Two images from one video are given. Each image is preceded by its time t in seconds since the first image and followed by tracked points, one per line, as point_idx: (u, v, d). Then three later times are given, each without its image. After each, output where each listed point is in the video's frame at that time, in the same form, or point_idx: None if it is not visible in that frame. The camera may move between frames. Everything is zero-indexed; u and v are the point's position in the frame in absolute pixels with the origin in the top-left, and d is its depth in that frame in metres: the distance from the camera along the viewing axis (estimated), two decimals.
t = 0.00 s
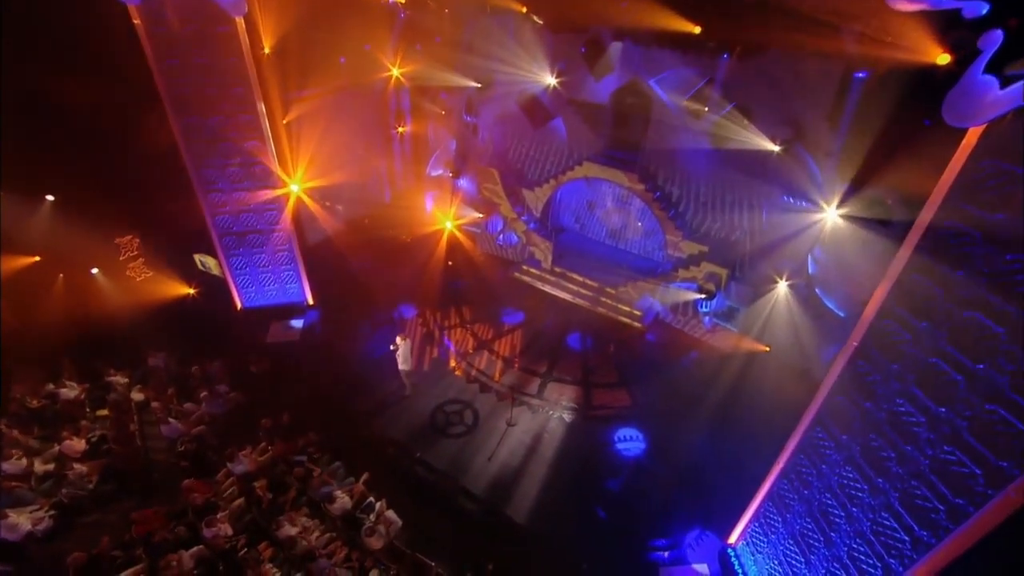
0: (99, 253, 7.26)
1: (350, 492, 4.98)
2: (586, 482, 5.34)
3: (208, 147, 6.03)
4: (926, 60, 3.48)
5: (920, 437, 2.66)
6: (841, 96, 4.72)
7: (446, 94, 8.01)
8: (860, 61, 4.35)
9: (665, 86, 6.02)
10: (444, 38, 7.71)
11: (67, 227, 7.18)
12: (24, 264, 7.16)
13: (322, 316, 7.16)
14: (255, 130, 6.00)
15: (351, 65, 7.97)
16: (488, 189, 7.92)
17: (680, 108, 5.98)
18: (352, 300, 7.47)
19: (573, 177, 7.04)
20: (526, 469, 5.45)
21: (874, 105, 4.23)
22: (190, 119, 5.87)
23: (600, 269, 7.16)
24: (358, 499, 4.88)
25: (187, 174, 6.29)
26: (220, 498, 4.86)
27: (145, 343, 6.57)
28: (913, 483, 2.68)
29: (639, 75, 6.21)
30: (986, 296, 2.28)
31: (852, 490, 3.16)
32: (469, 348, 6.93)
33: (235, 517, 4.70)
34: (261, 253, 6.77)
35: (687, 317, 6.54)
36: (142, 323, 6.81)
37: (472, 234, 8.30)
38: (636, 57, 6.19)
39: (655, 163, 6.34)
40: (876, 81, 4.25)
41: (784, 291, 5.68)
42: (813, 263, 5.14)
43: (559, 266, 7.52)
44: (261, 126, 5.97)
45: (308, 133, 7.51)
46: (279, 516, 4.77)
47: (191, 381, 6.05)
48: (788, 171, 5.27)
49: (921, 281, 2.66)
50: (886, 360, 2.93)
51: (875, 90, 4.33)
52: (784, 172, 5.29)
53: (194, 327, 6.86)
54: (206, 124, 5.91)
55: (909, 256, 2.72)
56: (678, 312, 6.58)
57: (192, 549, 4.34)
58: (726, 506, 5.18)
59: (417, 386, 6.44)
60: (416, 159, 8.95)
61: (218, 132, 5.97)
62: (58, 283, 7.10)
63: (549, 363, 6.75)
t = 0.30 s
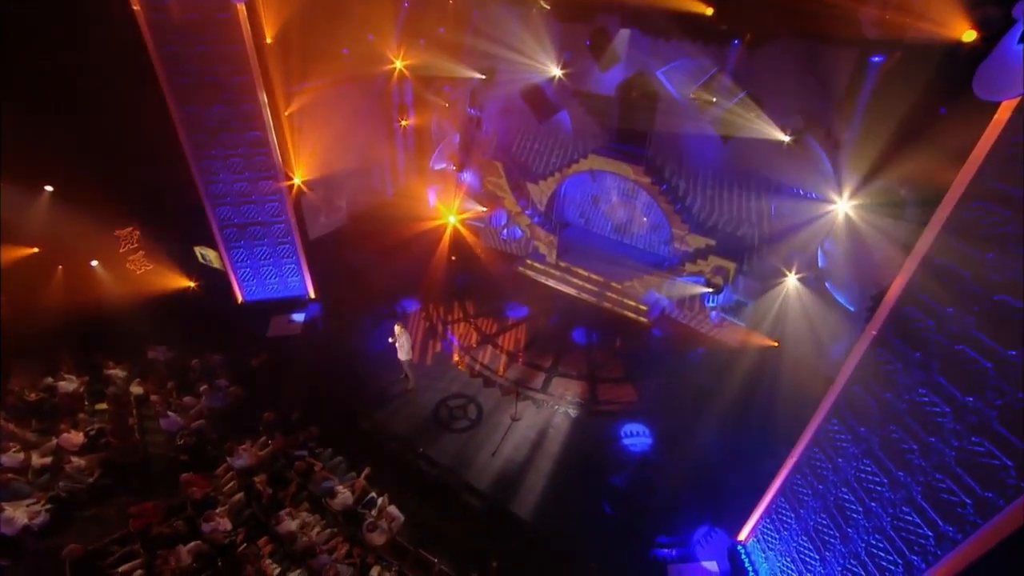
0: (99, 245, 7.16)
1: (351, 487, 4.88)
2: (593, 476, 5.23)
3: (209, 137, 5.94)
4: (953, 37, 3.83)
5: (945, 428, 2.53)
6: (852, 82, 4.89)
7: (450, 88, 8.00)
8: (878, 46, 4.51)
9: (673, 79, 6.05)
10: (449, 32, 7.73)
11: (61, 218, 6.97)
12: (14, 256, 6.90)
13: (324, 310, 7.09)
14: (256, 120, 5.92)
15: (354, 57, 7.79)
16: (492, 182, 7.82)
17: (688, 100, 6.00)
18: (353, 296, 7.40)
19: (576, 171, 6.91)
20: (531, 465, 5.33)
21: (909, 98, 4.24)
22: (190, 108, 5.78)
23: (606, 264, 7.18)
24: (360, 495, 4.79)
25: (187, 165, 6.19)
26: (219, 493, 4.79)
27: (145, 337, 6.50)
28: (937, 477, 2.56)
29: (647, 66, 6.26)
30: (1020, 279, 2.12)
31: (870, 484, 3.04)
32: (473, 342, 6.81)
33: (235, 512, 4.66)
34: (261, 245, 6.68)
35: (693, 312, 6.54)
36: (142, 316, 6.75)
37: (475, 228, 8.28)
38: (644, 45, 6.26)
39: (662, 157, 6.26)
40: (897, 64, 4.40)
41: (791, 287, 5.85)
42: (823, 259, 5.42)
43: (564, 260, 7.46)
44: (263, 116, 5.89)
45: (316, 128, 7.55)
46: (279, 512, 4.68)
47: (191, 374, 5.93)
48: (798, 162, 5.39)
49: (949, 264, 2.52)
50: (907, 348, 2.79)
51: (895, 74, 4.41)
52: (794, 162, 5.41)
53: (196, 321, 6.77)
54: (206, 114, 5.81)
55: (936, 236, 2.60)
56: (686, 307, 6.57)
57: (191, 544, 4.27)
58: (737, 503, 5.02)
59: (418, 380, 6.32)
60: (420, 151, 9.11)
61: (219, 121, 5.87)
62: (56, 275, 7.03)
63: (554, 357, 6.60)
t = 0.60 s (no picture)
0: (99, 238, 7.05)
1: (352, 482, 4.80)
2: (599, 471, 5.13)
3: (210, 127, 5.86)
4: (978, 14, 3.91)
5: (972, 417, 2.42)
6: (865, 69, 4.94)
7: (455, 81, 7.96)
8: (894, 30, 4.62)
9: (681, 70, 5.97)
10: (452, 23, 7.57)
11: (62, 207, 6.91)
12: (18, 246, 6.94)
13: (326, 304, 6.99)
14: (259, 109, 5.83)
15: (355, 49, 7.74)
16: (496, 175, 7.72)
17: (693, 92, 5.92)
18: (355, 290, 7.31)
19: (581, 165, 6.84)
20: (536, 460, 5.23)
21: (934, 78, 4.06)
22: (192, 97, 5.69)
23: (611, 259, 7.16)
24: (362, 489, 4.69)
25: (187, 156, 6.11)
26: (219, 488, 4.74)
27: (144, 330, 6.42)
28: (964, 468, 2.45)
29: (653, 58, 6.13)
30: None
31: (889, 477, 2.93)
32: (477, 337, 6.71)
33: (234, 507, 4.60)
34: (263, 238, 6.60)
35: (699, 307, 6.48)
36: (142, 310, 6.70)
37: (479, 223, 8.20)
38: (651, 36, 6.20)
39: (667, 150, 6.20)
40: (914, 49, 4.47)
41: (800, 281, 5.84)
42: (834, 252, 5.42)
43: (568, 255, 7.40)
44: (265, 106, 5.80)
45: (317, 120, 7.43)
46: (279, 506, 4.59)
47: (191, 368, 5.85)
48: (808, 152, 5.38)
49: (976, 248, 2.39)
50: (930, 336, 2.67)
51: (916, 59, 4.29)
52: (804, 152, 5.41)
53: (197, 315, 6.72)
54: (207, 104, 5.73)
55: (965, 212, 2.43)
56: (691, 301, 6.51)
57: (189, 539, 4.23)
58: (748, 500, 4.90)
59: (421, 374, 6.22)
60: (422, 147, 8.89)
61: (221, 111, 5.79)
62: (56, 266, 7.01)
63: (559, 352, 6.49)
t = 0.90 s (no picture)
0: (98, 230, 6.93)
1: (353, 476, 4.70)
2: (605, 467, 5.03)
3: (210, 117, 5.78)
4: None
5: (998, 405, 2.31)
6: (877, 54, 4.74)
7: (459, 73, 8.07)
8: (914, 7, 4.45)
9: (686, 62, 5.99)
10: (455, 16, 7.71)
11: (60, 197, 6.74)
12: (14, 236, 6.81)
13: (327, 297, 6.92)
14: (259, 99, 5.77)
15: (359, 40, 7.61)
16: (500, 169, 7.63)
17: (700, 83, 5.96)
18: (357, 283, 7.23)
19: (587, 157, 6.69)
20: (540, 455, 5.13)
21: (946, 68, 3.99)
22: (191, 86, 5.62)
23: (616, 253, 7.16)
24: (363, 484, 4.61)
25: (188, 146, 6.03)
26: (218, 481, 4.64)
27: (144, 323, 6.35)
28: (990, 459, 2.34)
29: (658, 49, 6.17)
30: None
31: (908, 469, 2.83)
32: (480, 330, 6.62)
33: (233, 501, 4.48)
34: (264, 230, 6.52)
35: (706, 301, 6.40)
36: (142, 303, 6.63)
37: (482, 217, 8.19)
38: (656, 26, 6.14)
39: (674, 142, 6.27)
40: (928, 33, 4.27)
41: (810, 275, 5.72)
42: (843, 245, 5.33)
43: (572, 249, 7.39)
44: (265, 94, 5.73)
45: (317, 115, 7.27)
46: (279, 500, 4.50)
47: (191, 361, 5.77)
48: (816, 140, 5.39)
49: (999, 226, 2.27)
50: (953, 321, 2.57)
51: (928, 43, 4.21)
52: (812, 141, 5.42)
53: (197, 308, 6.64)
54: (207, 92, 5.66)
55: (998, 184, 2.27)
56: (698, 295, 6.44)
57: (187, 533, 4.13)
58: (757, 496, 4.80)
59: (424, 368, 6.13)
60: (425, 142, 8.93)
61: (220, 99, 5.72)
62: (55, 259, 6.92)
63: (564, 346, 6.38)
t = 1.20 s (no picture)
0: (99, 222, 6.86)
1: (355, 469, 4.61)
2: (610, 460, 4.93)
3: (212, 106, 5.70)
4: None
5: None
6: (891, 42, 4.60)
7: (462, 64, 7.79)
8: None
9: (693, 53, 5.86)
10: (460, 7, 7.39)
11: (60, 188, 6.56)
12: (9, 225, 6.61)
13: (329, 290, 6.85)
14: (261, 88, 5.69)
15: (362, 32, 7.59)
16: (503, 161, 7.68)
17: (708, 75, 5.83)
18: (359, 277, 7.15)
19: (590, 149, 6.77)
20: (546, 449, 5.04)
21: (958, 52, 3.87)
22: (192, 75, 5.53)
23: (621, 247, 7.09)
24: (365, 477, 4.50)
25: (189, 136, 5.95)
26: (218, 475, 4.61)
27: (144, 315, 6.28)
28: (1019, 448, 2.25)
29: (666, 39, 6.03)
30: None
31: (928, 461, 2.74)
32: (484, 324, 6.53)
33: (233, 495, 4.44)
34: (265, 222, 6.45)
35: (712, 295, 6.33)
36: (142, 296, 6.58)
37: (485, 211, 8.13)
38: (665, 15, 5.99)
39: (680, 134, 6.18)
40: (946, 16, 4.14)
41: (817, 267, 5.58)
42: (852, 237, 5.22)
43: (577, 243, 7.32)
44: (268, 83, 5.67)
45: (319, 106, 7.33)
46: (279, 494, 4.41)
47: (191, 354, 5.69)
48: (830, 130, 5.14)
49: None
50: (977, 305, 2.47)
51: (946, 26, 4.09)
52: (825, 130, 5.17)
53: (197, 300, 6.58)
54: (209, 81, 5.57)
55: None
56: (704, 289, 6.36)
57: (186, 526, 4.06)
58: (766, 491, 4.70)
59: (425, 361, 6.05)
60: (428, 138, 8.70)
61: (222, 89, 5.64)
62: (54, 249, 6.84)
63: (568, 340, 6.29)
